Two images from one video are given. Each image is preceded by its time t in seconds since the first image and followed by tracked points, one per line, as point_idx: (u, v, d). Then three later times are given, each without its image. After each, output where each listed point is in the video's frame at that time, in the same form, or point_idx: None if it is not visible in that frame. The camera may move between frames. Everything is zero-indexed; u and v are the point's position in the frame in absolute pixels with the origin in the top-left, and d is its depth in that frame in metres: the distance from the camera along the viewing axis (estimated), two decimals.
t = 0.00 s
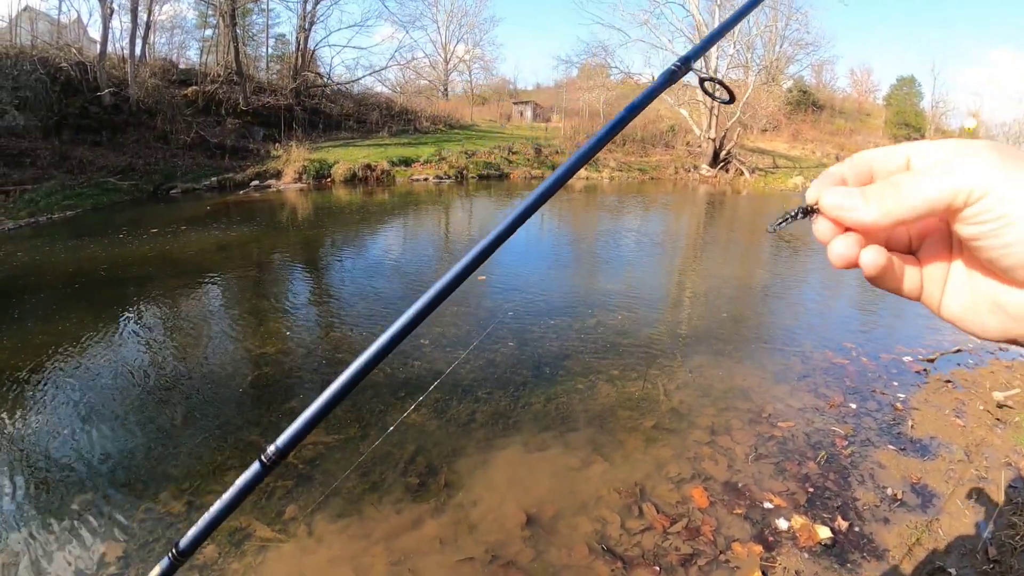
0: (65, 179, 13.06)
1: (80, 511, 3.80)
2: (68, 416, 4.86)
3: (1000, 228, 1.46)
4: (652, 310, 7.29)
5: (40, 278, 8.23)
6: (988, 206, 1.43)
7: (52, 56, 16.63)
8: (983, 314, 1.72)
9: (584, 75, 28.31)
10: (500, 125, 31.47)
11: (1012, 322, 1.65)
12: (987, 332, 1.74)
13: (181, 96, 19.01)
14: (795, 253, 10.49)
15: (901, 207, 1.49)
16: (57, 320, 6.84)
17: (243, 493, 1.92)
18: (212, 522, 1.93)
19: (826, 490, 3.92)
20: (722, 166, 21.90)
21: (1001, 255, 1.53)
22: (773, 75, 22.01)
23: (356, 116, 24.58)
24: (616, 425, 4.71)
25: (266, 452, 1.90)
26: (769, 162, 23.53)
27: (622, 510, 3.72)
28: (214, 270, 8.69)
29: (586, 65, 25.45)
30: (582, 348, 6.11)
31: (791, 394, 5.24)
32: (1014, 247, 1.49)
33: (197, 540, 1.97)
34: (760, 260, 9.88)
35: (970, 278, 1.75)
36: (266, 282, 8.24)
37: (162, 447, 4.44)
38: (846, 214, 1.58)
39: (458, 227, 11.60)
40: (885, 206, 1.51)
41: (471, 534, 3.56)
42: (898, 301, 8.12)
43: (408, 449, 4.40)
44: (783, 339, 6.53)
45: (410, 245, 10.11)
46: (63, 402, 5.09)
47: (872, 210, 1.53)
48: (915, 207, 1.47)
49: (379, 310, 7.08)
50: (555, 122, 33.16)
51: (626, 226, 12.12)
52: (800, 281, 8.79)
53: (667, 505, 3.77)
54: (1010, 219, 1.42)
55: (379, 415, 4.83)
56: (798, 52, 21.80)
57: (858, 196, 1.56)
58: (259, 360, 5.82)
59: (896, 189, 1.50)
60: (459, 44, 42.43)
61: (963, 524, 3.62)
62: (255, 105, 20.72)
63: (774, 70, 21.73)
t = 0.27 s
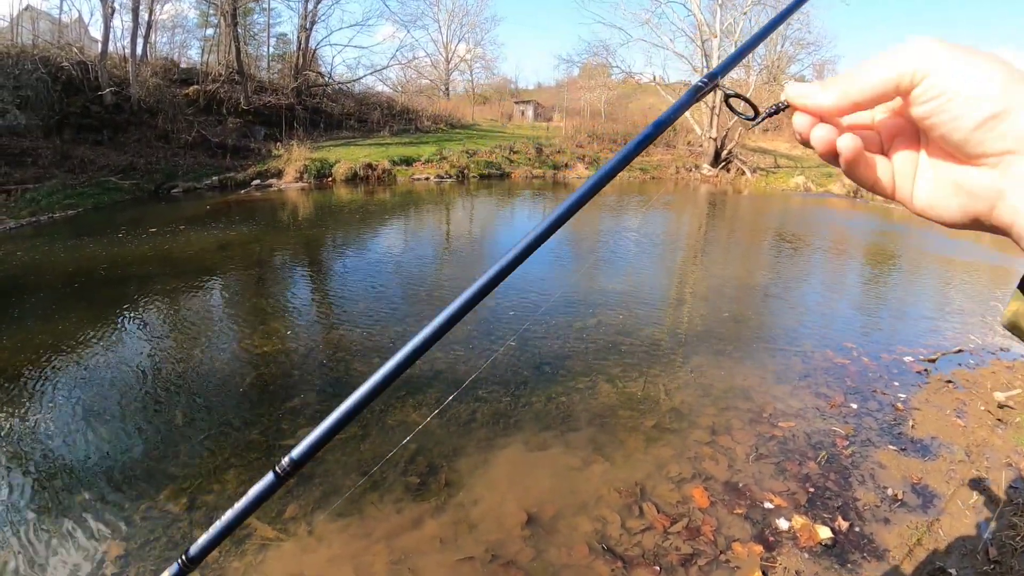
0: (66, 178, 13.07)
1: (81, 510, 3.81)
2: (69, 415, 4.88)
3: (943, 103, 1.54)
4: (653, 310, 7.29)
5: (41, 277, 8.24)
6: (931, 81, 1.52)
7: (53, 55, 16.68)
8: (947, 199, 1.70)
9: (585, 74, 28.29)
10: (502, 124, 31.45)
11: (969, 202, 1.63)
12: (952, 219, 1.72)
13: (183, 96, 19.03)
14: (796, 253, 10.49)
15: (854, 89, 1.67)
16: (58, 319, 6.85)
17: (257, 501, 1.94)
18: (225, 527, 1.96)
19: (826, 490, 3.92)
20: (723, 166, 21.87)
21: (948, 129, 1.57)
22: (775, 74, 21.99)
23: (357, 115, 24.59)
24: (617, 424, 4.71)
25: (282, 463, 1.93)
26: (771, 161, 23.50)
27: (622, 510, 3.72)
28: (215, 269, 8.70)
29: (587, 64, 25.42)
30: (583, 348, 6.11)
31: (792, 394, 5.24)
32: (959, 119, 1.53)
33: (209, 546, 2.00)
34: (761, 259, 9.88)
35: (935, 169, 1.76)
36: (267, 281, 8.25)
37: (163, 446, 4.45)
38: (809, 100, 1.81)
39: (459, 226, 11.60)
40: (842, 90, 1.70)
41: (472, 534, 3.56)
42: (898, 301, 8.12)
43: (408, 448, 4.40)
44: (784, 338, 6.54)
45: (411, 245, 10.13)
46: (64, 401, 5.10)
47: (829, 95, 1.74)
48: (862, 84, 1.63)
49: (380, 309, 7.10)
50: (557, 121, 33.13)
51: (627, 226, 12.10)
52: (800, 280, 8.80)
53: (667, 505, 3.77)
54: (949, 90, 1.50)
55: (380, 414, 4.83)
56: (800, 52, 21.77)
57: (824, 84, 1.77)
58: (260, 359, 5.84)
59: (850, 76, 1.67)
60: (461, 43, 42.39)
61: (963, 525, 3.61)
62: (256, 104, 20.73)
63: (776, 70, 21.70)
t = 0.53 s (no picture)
0: (68, 177, 13.09)
1: (83, 508, 3.82)
2: (71, 414, 4.87)
3: (909, 105, 1.53)
4: (655, 309, 7.29)
5: (44, 275, 8.27)
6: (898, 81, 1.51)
7: (55, 54, 16.78)
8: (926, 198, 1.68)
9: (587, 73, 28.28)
10: (504, 123, 31.45)
11: (946, 198, 1.60)
12: (934, 217, 1.69)
13: (184, 94, 19.05)
14: (798, 253, 10.49)
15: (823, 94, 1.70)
16: (60, 318, 6.85)
17: (272, 514, 1.94)
18: (237, 541, 1.95)
19: (828, 490, 3.92)
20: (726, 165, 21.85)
21: (918, 129, 1.55)
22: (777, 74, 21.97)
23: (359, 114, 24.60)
24: (619, 424, 4.70)
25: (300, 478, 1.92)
26: (773, 161, 23.48)
27: (624, 509, 3.72)
28: (217, 268, 8.70)
29: (589, 63, 25.42)
30: (585, 347, 6.11)
31: (794, 393, 5.23)
32: (929, 118, 1.51)
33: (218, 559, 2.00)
34: (763, 259, 9.87)
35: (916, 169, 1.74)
36: (269, 280, 8.25)
37: (165, 445, 4.44)
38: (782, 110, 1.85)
39: (461, 225, 11.60)
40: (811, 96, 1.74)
41: (474, 533, 3.55)
42: (900, 301, 8.11)
43: (410, 447, 4.40)
44: (786, 338, 6.53)
45: (413, 243, 10.13)
46: (66, 400, 5.10)
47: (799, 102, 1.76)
48: (829, 91, 1.67)
49: (382, 308, 7.10)
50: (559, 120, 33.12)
51: (629, 225, 12.09)
52: (802, 280, 8.79)
53: (669, 504, 3.76)
54: (915, 91, 1.49)
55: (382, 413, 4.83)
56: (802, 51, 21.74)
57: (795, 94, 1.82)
58: (262, 358, 5.84)
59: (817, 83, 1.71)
60: (462, 42, 42.38)
61: (965, 526, 3.61)
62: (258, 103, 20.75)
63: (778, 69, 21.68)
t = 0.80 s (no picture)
0: (70, 176, 13.09)
1: (85, 507, 3.82)
2: (73, 413, 4.88)
3: (917, 134, 1.56)
4: (656, 309, 7.29)
5: (46, 274, 8.28)
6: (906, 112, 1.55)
7: (57, 54, 16.78)
8: (936, 224, 1.66)
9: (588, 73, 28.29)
10: (505, 123, 31.45)
11: (954, 224, 1.59)
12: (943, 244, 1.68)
13: (186, 94, 19.06)
14: (799, 253, 10.48)
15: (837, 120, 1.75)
16: (61, 317, 6.85)
17: (280, 519, 1.95)
18: (244, 542, 1.95)
19: (830, 491, 3.91)
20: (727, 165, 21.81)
21: (925, 157, 1.57)
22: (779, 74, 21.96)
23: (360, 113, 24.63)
24: (620, 423, 4.70)
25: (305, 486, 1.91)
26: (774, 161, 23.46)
27: (625, 509, 3.71)
28: (218, 267, 8.70)
29: (590, 63, 25.40)
30: (587, 347, 6.10)
31: (795, 394, 5.23)
32: (936, 147, 1.54)
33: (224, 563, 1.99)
34: (764, 259, 9.86)
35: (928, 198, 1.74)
36: (271, 279, 8.25)
37: (166, 444, 4.44)
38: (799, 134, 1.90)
39: (462, 225, 11.60)
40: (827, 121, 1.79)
41: (475, 533, 3.55)
42: (903, 301, 8.10)
43: (411, 446, 4.39)
44: (788, 338, 6.53)
45: (415, 243, 10.14)
46: (68, 399, 5.10)
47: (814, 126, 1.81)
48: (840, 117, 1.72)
49: (383, 308, 7.10)
50: (561, 120, 33.10)
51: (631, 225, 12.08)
52: (804, 280, 8.78)
53: (671, 505, 3.76)
54: (922, 120, 1.52)
55: (383, 413, 4.83)
56: (805, 51, 21.71)
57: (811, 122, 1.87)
58: (264, 357, 5.83)
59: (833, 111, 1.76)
60: (464, 42, 42.38)
61: (967, 527, 3.60)
62: (259, 103, 20.77)
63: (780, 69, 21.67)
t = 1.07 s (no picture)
0: (70, 177, 13.09)
1: (84, 508, 3.82)
2: (73, 413, 4.88)
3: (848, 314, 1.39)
4: (656, 308, 7.29)
5: (47, 274, 8.29)
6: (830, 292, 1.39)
7: (57, 54, 16.77)
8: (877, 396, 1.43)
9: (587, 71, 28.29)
10: (504, 122, 31.46)
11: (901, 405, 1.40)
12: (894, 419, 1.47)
13: (185, 94, 19.06)
14: (799, 252, 10.48)
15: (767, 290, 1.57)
16: (61, 317, 6.85)
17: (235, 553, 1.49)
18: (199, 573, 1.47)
19: (830, 491, 3.91)
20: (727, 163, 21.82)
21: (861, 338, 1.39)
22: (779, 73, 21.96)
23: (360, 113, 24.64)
24: (620, 423, 4.70)
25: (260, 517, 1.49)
26: (774, 160, 23.46)
27: (625, 509, 3.71)
28: (218, 267, 8.70)
29: (590, 62, 25.38)
30: (587, 346, 6.10)
31: (796, 393, 5.22)
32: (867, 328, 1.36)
33: None
34: (764, 258, 9.86)
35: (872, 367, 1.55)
36: (271, 279, 8.25)
37: (166, 444, 4.44)
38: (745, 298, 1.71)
39: (462, 224, 11.61)
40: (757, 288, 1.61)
41: (475, 534, 3.55)
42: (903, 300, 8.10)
43: (411, 447, 4.39)
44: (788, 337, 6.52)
45: (414, 242, 10.14)
46: (68, 399, 5.10)
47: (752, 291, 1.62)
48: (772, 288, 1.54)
49: (383, 307, 7.10)
50: (560, 119, 33.10)
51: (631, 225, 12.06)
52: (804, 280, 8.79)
53: (671, 504, 3.76)
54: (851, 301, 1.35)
55: (383, 413, 4.83)
56: (804, 50, 21.71)
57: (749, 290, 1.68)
58: (264, 357, 5.83)
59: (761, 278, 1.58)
60: (463, 41, 42.38)
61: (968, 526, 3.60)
62: (259, 102, 20.76)
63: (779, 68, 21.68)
